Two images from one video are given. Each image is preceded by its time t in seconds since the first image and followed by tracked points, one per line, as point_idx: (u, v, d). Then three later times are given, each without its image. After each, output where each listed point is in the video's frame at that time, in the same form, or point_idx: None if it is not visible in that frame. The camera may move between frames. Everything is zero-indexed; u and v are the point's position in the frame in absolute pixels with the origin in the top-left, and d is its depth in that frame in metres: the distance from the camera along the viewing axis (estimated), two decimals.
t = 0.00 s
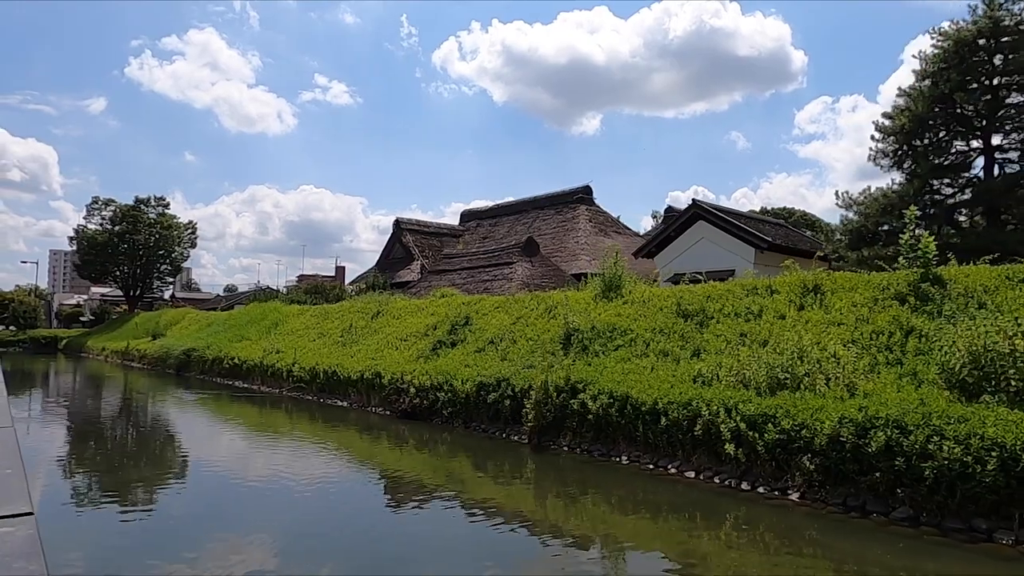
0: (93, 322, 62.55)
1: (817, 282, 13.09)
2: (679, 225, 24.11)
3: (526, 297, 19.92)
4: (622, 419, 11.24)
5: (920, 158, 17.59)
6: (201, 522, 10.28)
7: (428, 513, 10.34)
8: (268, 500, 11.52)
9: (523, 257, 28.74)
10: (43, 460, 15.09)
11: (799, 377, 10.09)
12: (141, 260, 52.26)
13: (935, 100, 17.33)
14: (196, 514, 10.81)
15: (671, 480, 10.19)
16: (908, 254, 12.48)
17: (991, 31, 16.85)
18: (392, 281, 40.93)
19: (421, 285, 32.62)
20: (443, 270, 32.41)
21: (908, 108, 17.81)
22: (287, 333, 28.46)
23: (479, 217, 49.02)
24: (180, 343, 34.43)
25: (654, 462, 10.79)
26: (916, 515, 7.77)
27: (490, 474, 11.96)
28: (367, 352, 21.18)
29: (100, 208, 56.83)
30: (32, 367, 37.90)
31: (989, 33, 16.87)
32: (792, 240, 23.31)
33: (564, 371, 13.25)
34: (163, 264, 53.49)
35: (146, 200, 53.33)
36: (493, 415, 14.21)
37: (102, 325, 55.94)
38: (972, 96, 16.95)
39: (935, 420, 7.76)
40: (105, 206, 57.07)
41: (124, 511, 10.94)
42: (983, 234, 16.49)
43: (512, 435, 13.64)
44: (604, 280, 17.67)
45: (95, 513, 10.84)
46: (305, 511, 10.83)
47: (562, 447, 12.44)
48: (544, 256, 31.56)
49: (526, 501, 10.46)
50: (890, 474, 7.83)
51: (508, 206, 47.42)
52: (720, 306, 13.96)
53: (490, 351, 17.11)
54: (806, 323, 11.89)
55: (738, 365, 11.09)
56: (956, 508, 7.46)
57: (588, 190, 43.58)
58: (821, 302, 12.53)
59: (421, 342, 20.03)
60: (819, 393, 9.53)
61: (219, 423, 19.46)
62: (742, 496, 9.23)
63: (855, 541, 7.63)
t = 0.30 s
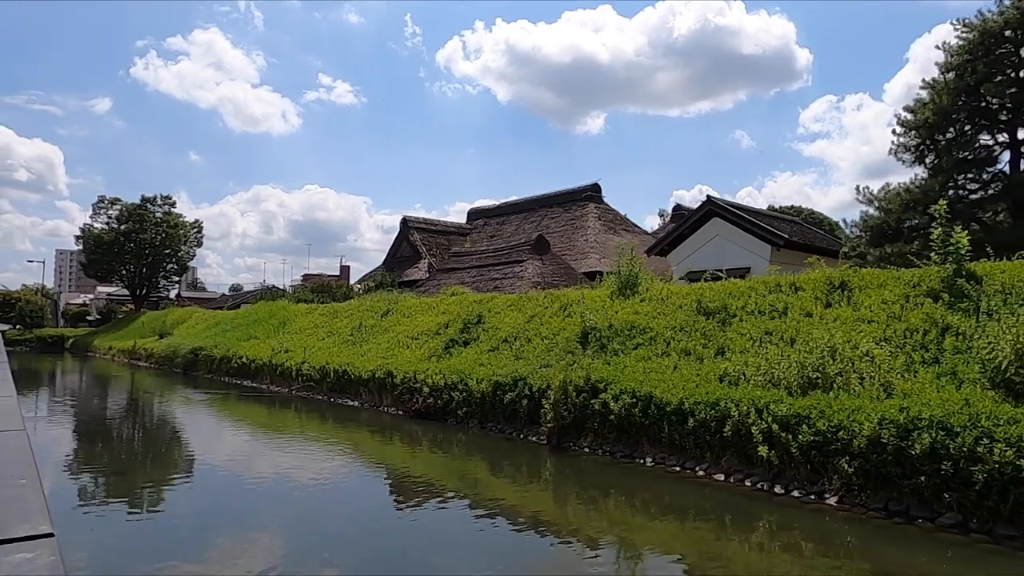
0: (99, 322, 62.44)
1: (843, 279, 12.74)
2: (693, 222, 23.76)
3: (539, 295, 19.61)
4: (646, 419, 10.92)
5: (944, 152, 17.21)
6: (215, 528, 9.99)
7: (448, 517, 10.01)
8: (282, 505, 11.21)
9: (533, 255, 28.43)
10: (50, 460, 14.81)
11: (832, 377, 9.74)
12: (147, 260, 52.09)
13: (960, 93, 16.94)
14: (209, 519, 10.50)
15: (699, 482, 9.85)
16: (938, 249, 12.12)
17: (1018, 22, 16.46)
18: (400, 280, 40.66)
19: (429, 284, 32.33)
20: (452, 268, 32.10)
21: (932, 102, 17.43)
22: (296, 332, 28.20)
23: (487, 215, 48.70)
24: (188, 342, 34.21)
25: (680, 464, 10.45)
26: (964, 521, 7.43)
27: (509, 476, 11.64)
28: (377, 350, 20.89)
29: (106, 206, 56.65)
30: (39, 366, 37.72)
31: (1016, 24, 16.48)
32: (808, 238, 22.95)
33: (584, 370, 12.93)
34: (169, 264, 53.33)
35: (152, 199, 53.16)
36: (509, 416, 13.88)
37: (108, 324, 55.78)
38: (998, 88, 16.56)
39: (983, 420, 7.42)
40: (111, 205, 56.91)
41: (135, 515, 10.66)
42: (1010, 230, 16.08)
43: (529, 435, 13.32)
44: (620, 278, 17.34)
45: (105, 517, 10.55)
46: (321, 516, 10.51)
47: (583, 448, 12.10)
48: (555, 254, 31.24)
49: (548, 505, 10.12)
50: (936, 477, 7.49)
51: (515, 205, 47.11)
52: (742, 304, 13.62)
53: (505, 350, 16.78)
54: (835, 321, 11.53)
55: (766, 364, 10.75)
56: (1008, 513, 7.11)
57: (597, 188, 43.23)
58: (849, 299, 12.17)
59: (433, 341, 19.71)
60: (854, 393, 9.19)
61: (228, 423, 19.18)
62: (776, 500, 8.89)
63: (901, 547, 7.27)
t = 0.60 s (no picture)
0: (105, 321, 62.36)
1: (870, 278, 12.38)
2: (706, 221, 23.44)
3: (552, 294, 19.30)
4: (669, 422, 10.59)
5: (968, 149, 16.83)
6: (225, 532, 9.72)
7: (467, 521, 9.72)
8: (294, 509, 10.93)
9: (543, 254, 28.13)
10: (57, 460, 14.58)
11: (865, 379, 9.40)
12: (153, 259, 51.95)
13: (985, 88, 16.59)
14: (219, 523, 10.23)
15: (727, 488, 9.52)
16: (969, 248, 11.77)
17: None
18: (408, 279, 40.41)
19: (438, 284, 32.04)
20: (460, 267, 31.80)
21: (957, 97, 17.08)
22: (304, 332, 27.95)
23: (494, 215, 48.40)
24: (194, 342, 33.99)
25: (706, 468, 10.12)
26: (1013, 530, 7.08)
27: (527, 480, 11.33)
28: (387, 351, 20.61)
29: (113, 206, 56.56)
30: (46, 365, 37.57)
31: None
32: (824, 237, 22.59)
33: (603, 371, 12.61)
34: (175, 263, 53.18)
35: (159, 199, 53.02)
36: (525, 417, 13.57)
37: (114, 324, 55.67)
38: None
39: None
40: (117, 204, 56.81)
41: (145, 520, 10.40)
42: None
43: (546, 437, 13.01)
44: (636, 277, 17.01)
45: (113, 520, 10.31)
46: (333, 521, 10.23)
47: (602, 452, 11.78)
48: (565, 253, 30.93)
49: (569, 509, 9.80)
50: (982, 484, 7.16)
51: (523, 204, 46.79)
52: (765, 303, 13.28)
53: (519, 350, 16.47)
54: (864, 320, 11.18)
55: (794, 365, 10.41)
56: None
57: (605, 187, 42.89)
58: (876, 298, 11.82)
59: (444, 341, 19.41)
60: (889, 396, 8.83)
61: (237, 423, 18.93)
62: (810, 507, 8.54)
63: (947, 557, 6.93)
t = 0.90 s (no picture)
0: (111, 322, 62.24)
1: (899, 277, 11.99)
2: (721, 220, 23.05)
3: (566, 295, 18.94)
4: (695, 427, 10.22)
5: (994, 146, 16.45)
6: (235, 538, 9.37)
7: (485, 526, 9.39)
8: (305, 514, 10.57)
9: (553, 254, 27.77)
10: (63, 461, 14.28)
11: (902, 383, 9.01)
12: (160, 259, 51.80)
13: (1011, 82, 16.17)
14: (228, 528, 9.90)
15: (758, 496, 9.14)
16: (1003, 246, 11.37)
17: None
18: (415, 279, 40.11)
19: (447, 284, 31.71)
20: (469, 268, 31.46)
21: (982, 93, 16.71)
22: (312, 332, 27.65)
23: (501, 215, 48.07)
24: (201, 342, 33.76)
25: (734, 476, 9.74)
26: None
27: (546, 485, 10.98)
28: (397, 352, 20.29)
29: (119, 206, 56.48)
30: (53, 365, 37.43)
31: None
32: (842, 237, 22.18)
33: (623, 373, 12.24)
34: (181, 264, 53.02)
35: (165, 199, 52.90)
36: (542, 420, 13.21)
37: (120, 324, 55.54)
38: None
39: None
40: (123, 204, 56.72)
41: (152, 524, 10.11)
42: None
43: (564, 442, 12.65)
44: (652, 277, 16.64)
45: (120, 524, 9.98)
46: (346, 527, 9.91)
47: (623, 457, 11.41)
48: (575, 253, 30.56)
49: (591, 516, 9.45)
50: None
51: (530, 204, 46.44)
52: (789, 304, 12.90)
53: (533, 352, 16.11)
54: (896, 322, 10.79)
55: (825, 368, 10.02)
56: None
57: (614, 187, 42.51)
58: (907, 299, 11.43)
59: (455, 342, 19.08)
60: (930, 401, 8.45)
61: (244, 425, 18.61)
62: (848, 516, 8.16)
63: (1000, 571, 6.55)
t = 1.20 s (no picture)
0: (112, 322, 61.92)
1: (925, 275, 11.66)
2: (732, 219, 22.74)
3: (576, 294, 18.61)
4: (719, 430, 9.88)
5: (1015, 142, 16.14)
6: (242, 541, 9.05)
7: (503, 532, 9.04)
8: (315, 517, 10.24)
9: (560, 253, 27.44)
10: (65, 463, 13.95)
11: (937, 384, 8.67)
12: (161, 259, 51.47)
13: None
14: (235, 531, 9.56)
15: (788, 502, 8.79)
16: None
17: None
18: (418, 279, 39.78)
19: (451, 284, 31.38)
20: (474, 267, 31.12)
21: (1003, 88, 16.39)
22: (316, 333, 27.32)
23: (505, 214, 47.73)
24: (203, 343, 33.43)
25: (761, 481, 9.40)
26: None
27: (563, 489, 10.64)
28: (404, 352, 19.96)
29: (120, 207, 56.19)
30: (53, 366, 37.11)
31: None
32: (854, 235, 21.86)
33: (641, 374, 11.91)
34: (182, 264, 52.70)
35: (166, 198, 52.58)
36: (556, 423, 12.87)
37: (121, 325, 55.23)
38: None
39: None
40: (124, 204, 56.41)
41: (157, 528, 9.78)
42: None
43: (580, 444, 12.31)
44: (666, 276, 16.31)
45: (123, 528, 9.65)
46: (358, 532, 9.57)
47: (643, 460, 11.07)
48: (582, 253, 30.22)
49: (614, 521, 9.11)
50: None
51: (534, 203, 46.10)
52: (810, 303, 12.56)
53: (545, 352, 15.79)
54: (925, 322, 10.45)
55: (855, 370, 9.69)
56: None
57: (619, 186, 42.17)
58: (935, 298, 11.10)
59: (464, 342, 18.75)
60: (968, 403, 8.12)
61: (249, 426, 18.27)
62: (886, 524, 7.82)
63: None
